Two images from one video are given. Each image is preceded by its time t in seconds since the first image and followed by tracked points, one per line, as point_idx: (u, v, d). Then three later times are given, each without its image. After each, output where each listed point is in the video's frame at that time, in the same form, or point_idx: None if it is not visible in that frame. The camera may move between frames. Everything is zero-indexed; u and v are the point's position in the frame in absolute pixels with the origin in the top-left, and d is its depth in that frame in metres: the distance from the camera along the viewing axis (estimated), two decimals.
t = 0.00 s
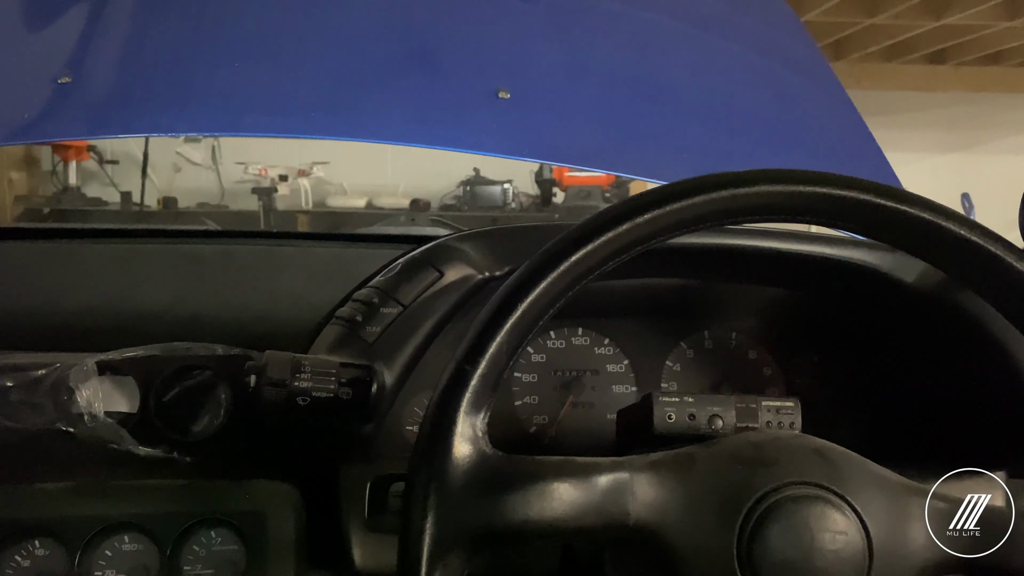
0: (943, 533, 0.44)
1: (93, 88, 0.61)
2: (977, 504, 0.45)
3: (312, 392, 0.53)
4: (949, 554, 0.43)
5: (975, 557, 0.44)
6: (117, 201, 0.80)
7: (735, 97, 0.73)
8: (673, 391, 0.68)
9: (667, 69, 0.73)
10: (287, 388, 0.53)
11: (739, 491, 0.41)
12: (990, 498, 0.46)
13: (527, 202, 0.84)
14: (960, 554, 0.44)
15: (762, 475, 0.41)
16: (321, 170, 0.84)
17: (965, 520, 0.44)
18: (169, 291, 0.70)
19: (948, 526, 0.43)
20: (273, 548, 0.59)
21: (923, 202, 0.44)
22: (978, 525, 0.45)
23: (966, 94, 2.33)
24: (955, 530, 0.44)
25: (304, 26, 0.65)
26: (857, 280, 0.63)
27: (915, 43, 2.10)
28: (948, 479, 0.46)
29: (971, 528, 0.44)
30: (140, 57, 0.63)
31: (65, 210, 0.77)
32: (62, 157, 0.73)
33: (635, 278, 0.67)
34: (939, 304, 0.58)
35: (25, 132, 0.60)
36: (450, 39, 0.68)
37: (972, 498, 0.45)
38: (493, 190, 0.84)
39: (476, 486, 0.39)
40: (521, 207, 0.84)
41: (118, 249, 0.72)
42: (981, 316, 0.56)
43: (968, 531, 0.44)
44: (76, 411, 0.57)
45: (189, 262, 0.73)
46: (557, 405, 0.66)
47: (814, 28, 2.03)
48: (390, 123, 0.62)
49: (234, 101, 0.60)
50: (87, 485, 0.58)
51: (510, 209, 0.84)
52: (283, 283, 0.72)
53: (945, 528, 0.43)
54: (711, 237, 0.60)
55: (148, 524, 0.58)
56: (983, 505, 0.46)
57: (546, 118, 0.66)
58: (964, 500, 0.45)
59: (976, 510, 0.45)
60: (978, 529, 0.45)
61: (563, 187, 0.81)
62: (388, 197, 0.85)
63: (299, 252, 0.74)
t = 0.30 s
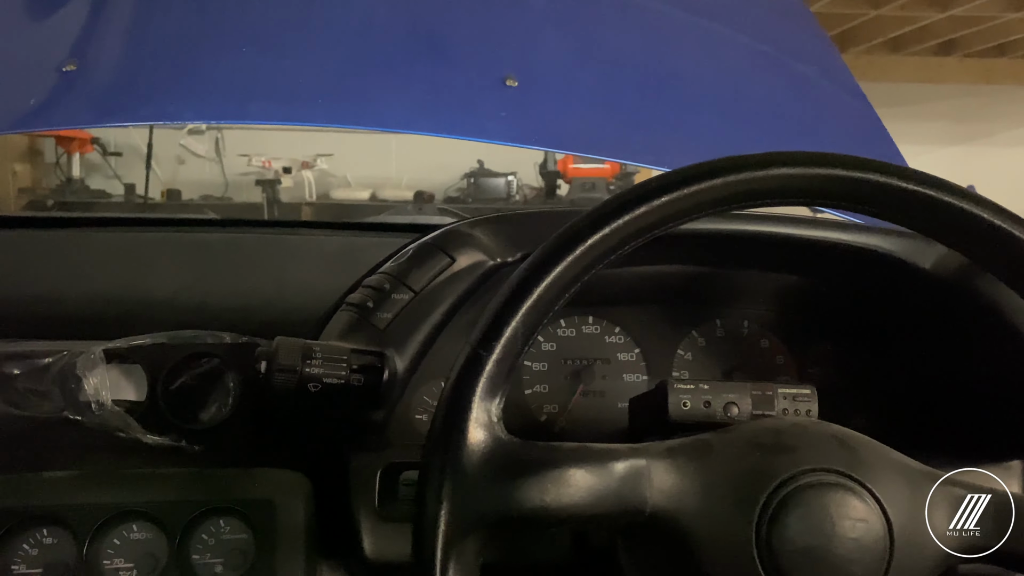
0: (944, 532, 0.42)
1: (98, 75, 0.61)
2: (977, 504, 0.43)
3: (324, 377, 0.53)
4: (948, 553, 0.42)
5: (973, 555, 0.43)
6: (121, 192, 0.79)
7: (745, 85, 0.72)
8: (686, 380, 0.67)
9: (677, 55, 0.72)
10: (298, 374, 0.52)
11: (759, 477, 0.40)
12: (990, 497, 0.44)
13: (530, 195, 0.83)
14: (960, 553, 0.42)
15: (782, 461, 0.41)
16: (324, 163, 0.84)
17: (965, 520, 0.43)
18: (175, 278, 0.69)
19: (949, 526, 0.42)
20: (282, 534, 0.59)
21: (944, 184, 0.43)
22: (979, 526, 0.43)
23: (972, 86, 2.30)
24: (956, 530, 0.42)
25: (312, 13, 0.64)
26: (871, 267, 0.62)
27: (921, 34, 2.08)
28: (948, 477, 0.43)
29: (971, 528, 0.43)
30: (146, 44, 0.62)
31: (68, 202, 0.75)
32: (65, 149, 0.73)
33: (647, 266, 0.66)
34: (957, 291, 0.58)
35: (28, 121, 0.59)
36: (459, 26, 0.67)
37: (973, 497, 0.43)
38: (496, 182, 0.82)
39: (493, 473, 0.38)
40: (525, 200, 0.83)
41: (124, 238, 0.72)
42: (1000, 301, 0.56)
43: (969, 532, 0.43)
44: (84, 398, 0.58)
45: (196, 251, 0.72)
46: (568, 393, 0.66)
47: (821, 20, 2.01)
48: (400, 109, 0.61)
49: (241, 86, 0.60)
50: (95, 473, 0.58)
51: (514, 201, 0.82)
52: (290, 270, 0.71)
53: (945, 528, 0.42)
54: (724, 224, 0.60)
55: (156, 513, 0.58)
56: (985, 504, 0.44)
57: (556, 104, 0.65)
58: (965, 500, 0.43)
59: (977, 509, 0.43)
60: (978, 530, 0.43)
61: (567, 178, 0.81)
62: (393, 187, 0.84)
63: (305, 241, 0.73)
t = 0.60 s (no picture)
0: (944, 535, 0.43)
1: (99, 75, 0.61)
2: (977, 504, 0.44)
3: (322, 376, 0.54)
4: (947, 552, 0.43)
5: (972, 553, 0.44)
6: (123, 189, 0.79)
7: (743, 84, 0.73)
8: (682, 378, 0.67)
9: (676, 54, 0.72)
10: (296, 373, 0.54)
11: (749, 476, 0.41)
12: (990, 497, 0.45)
13: (533, 190, 0.83)
14: (961, 553, 0.43)
15: (772, 460, 0.41)
16: (326, 159, 0.82)
17: (966, 520, 0.44)
18: (177, 277, 0.70)
19: (948, 526, 0.43)
20: (281, 531, 0.60)
21: (935, 187, 0.43)
22: (979, 525, 0.44)
23: (974, 82, 2.29)
24: (956, 530, 0.43)
25: (311, 13, 0.65)
26: (866, 267, 0.62)
27: (922, 31, 2.06)
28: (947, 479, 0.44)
29: (971, 528, 0.44)
30: (146, 45, 0.63)
31: (70, 199, 0.77)
32: (67, 146, 0.74)
33: (644, 265, 0.66)
34: (950, 291, 0.58)
35: (29, 121, 0.60)
36: (457, 26, 0.67)
37: (973, 497, 0.44)
38: (498, 179, 0.82)
39: (487, 472, 0.39)
40: (527, 196, 0.83)
41: (126, 237, 0.72)
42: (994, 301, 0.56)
43: (969, 532, 0.44)
44: (86, 396, 0.59)
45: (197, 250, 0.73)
46: (565, 392, 0.66)
47: (823, 16, 2.00)
48: (397, 110, 0.62)
49: (240, 87, 0.60)
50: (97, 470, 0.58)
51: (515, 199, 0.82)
52: (290, 269, 0.71)
53: (944, 528, 0.43)
54: (719, 224, 0.60)
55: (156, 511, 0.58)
56: (984, 504, 0.45)
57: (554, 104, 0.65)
58: (965, 501, 0.44)
59: (977, 509, 0.44)
60: (978, 530, 0.44)
61: (568, 175, 0.81)
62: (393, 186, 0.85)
63: (305, 239, 0.74)
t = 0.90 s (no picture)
0: (943, 535, 0.43)
1: (104, 73, 0.62)
2: (977, 504, 0.45)
3: (328, 372, 0.54)
4: (947, 552, 0.44)
5: (968, 552, 0.45)
6: (126, 187, 0.79)
7: (746, 82, 0.73)
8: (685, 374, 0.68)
9: (679, 52, 0.73)
10: (302, 369, 0.53)
11: (751, 470, 0.41)
12: (990, 497, 0.45)
13: (535, 188, 0.84)
14: (959, 552, 0.44)
15: (775, 455, 0.41)
16: (329, 157, 0.83)
17: (966, 520, 0.44)
18: (182, 273, 0.70)
19: (949, 526, 0.43)
20: (287, 526, 0.61)
21: (937, 184, 0.44)
22: (978, 526, 0.45)
23: (978, 80, 2.28)
24: (956, 530, 0.44)
25: (315, 11, 0.65)
26: (868, 264, 0.63)
27: (924, 29, 2.05)
28: (950, 477, 0.44)
29: (970, 528, 0.44)
30: (151, 43, 0.63)
31: (74, 197, 0.77)
32: (70, 144, 0.73)
33: (647, 262, 0.67)
34: (952, 288, 0.58)
35: (34, 118, 0.60)
36: (461, 24, 0.68)
37: (973, 497, 0.45)
38: (500, 176, 0.83)
39: (492, 465, 0.39)
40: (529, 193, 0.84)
41: (133, 233, 0.73)
42: (996, 298, 0.56)
43: (968, 532, 0.44)
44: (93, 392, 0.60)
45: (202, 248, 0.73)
46: (568, 388, 0.67)
47: (825, 13, 1.99)
48: (401, 107, 0.62)
49: (245, 84, 0.60)
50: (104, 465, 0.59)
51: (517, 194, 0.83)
52: (295, 267, 0.72)
53: (945, 528, 0.43)
54: (721, 221, 0.61)
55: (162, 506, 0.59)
56: (983, 504, 0.45)
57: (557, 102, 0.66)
58: (965, 502, 0.44)
59: (976, 510, 0.45)
60: (977, 530, 0.45)
61: (571, 173, 0.82)
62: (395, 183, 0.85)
63: (310, 236, 0.75)
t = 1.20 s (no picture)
0: (943, 535, 0.43)
1: (108, 70, 0.61)
2: (978, 504, 0.44)
3: (334, 368, 0.54)
4: (947, 552, 0.44)
5: (967, 550, 0.45)
6: (129, 185, 0.79)
7: (751, 79, 0.73)
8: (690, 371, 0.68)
9: (684, 49, 0.72)
10: (309, 365, 0.53)
11: (760, 467, 0.41)
12: (990, 497, 0.45)
13: (537, 186, 0.83)
14: (959, 553, 0.44)
15: (783, 451, 0.41)
16: (331, 155, 0.81)
17: (966, 520, 0.44)
18: (188, 270, 0.70)
19: (949, 527, 0.43)
20: (292, 521, 0.61)
21: (948, 179, 0.43)
22: (978, 526, 0.44)
23: (982, 78, 2.27)
24: (956, 530, 0.44)
25: (318, 7, 0.65)
26: (874, 260, 0.63)
27: (928, 26, 2.03)
28: (950, 476, 0.43)
29: (970, 529, 0.44)
30: (154, 39, 0.63)
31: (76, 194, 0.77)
32: (73, 142, 0.72)
33: (653, 259, 0.67)
34: (960, 284, 0.58)
35: (39, 115, 0.60)
36: (466, 20, 0.67)
37: (973, 497, 0.44)
38: (502, 174, 0.83)
39: (500, 461, 0.39)
40: (531, 191, 0.83)
41: (137, 230, 0.72)
42: (1004, 295, 0.56)
43: (968, 532, 0.44)
44: (98, 388, 0.60)
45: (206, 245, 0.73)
46: (573, 384, 0.66)
47: (829, 10, 1.98)
48: (406, 103, 0.62)
49: (250, 82, 0.60)
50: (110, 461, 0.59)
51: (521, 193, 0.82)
52: (299, 263, 0.72)
53: (945, 529, 0.43)
54: (727, 217, 0.60)
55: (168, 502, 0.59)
56: (983, 505, 0.45)
57: (562, 99, 0.65)
58: (965, 502, 0.44)
59: (976, 510, 0.44)
60: (977, 530, 0.44)
61: (573, 171, 0.81)
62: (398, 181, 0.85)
63: (313, 232, 0.74)
